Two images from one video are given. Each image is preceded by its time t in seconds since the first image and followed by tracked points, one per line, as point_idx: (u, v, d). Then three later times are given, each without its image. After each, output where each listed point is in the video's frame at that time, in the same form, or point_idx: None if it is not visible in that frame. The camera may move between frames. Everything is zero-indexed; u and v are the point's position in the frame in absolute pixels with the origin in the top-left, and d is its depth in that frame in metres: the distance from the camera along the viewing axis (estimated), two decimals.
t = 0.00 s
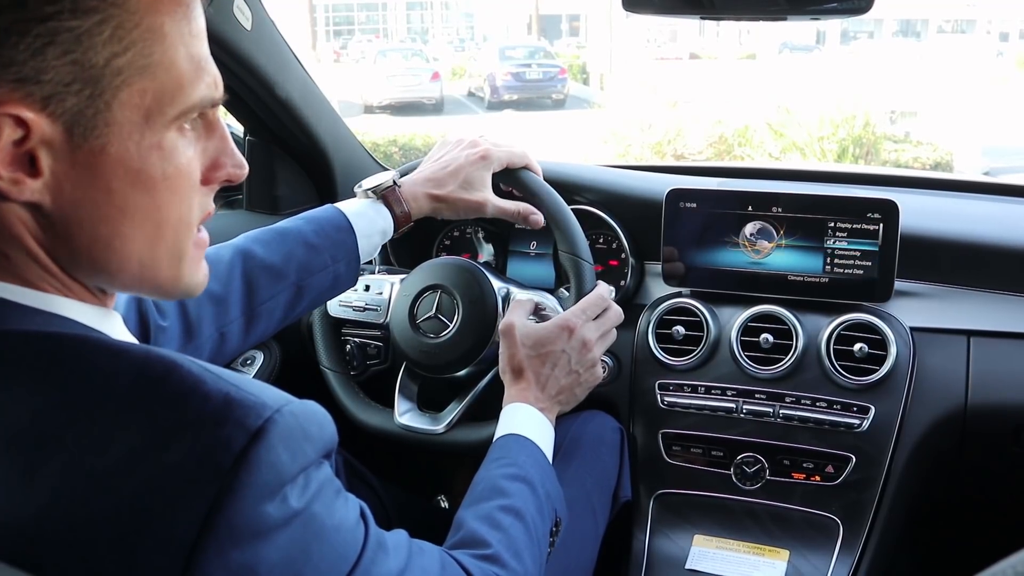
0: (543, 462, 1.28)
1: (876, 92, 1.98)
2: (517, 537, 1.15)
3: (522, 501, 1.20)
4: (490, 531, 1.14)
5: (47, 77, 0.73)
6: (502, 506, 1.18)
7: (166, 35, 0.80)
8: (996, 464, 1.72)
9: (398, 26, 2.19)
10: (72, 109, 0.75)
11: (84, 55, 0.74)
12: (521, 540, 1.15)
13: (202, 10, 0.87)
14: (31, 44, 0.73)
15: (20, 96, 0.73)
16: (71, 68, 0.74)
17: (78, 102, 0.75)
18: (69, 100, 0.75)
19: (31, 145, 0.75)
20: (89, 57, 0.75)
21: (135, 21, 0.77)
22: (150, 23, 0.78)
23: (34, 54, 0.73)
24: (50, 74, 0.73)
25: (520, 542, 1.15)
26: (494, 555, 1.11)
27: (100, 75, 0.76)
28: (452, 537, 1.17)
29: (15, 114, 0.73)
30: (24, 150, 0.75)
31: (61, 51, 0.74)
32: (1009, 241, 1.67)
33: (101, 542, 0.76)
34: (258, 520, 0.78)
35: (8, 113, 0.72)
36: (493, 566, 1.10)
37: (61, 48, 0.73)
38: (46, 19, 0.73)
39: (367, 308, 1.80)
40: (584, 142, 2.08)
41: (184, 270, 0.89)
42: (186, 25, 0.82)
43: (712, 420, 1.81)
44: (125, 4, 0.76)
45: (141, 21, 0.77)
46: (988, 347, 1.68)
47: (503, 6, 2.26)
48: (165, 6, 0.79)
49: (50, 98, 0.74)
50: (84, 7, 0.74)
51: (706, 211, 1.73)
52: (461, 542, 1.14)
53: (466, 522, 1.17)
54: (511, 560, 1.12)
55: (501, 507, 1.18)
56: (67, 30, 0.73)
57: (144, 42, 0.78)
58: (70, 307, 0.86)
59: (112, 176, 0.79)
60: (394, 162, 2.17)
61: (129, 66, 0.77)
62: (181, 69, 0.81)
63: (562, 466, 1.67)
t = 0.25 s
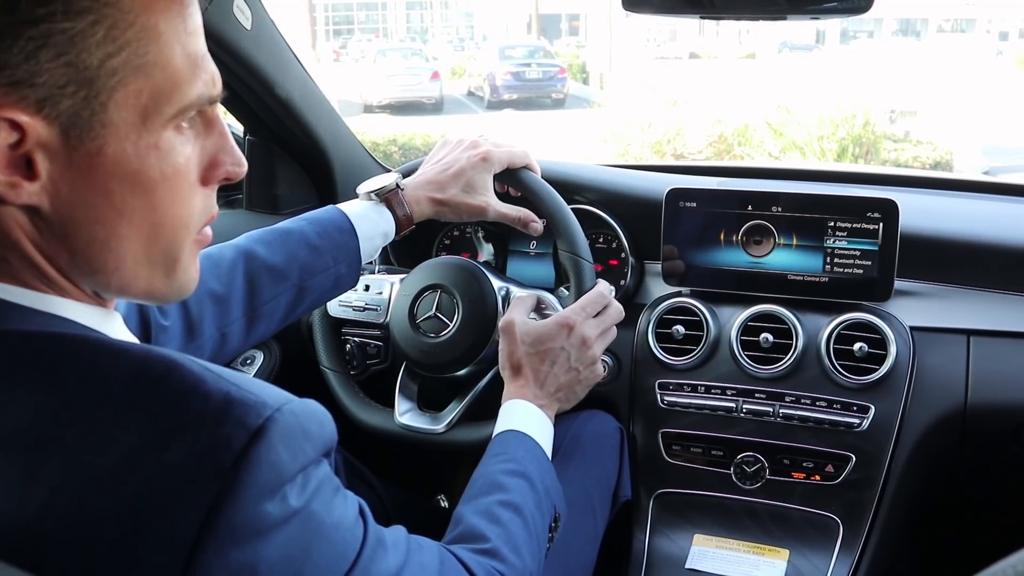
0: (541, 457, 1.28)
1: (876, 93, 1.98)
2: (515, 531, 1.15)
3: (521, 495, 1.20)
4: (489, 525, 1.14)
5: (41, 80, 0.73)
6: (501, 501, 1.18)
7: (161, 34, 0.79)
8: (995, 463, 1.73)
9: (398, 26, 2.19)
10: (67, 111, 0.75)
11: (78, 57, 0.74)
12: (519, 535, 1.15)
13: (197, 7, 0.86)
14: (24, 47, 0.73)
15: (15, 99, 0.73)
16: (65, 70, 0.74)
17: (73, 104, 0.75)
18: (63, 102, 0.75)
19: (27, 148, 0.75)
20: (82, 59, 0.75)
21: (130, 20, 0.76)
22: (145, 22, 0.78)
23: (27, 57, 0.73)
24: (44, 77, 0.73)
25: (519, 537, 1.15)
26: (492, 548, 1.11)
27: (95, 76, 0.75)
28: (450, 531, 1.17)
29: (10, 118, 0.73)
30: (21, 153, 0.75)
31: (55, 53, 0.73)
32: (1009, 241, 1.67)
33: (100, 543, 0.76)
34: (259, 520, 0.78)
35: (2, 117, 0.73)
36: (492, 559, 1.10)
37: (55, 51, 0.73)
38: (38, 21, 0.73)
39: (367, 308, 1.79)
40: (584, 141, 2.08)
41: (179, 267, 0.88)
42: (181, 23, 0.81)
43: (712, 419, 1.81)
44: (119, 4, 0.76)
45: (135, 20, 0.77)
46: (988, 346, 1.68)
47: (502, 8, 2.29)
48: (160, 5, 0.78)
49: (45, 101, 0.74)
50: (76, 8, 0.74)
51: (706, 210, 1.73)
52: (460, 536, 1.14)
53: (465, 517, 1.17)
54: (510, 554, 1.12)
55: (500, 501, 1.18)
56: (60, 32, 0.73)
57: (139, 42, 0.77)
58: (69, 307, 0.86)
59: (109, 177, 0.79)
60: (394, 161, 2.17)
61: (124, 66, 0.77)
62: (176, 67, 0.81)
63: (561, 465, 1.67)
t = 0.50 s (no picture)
0: (542, 460, 1.28)
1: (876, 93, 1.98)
2: (516, 536, 1.15)
3: (521, 499, 1.20)
4: (490, 530, 1.14)
5: (37, 77, 0.73)
6: (501, 505, 1.18)
7: (156, 30, 0.79)
8: (995, 463, 1.73)
9: (398, 26, 2.19)
10: (63, 108, 0.75)
11: (73, 54, 0.74)
12: (520, 539, 1.15)
13: (192, 4, 0.86)
14: (19, 44, 0.73)
15: (11, 96, 0.73)
16: (61, 67, 0.74)
17: (70, 101, 0.75)
18: (60, 99, 0.75)
19: (24, 145, 0.75)
20: (77, 55, 0.74)
21: (124, 16, 0.76)
22: (139, 18, 0.77)
23: (22, 55, 0.73)
24: (40, 74, 0.73)
25: (520, 542, 1.15)
26: (493, 554, 1.11)
27: (90, 72, 0.75)
28: (450, 535, 1.16)
29: (6, 115, 0.73)
30: (18, 151, 0.75)
31: (50, 50, 0.73)
32: (1009, 240, 1.68)
33: (99, 541, 0.76)
34: (259, 518, 0.78)
35: None
36: (494, 565, 1.10)
37: (50, 47, 0.73)
38: (33, 18, 0.72)
39: (366, 307, 1.79)
40: (584, 140, 2.08)
41: (183, 264, 0.88)
42: (175, 18, 0.81)
43: (712, 419, 1.81)
44: (114, 1, 0.76)
45: (129, 17, 0.77)
46: (988, 346, 1.68)
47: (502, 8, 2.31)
48: (154, 1, 0.78)
49: (41, 98, 0.74)
50: (70, 4, 0.73)
51: (706, 210, 1.72)
52: (460, 541, 1.14)
53: (465, 521, 1.16)
54: (510, 559, 1.12)
55: (499, 506, 1.18)
56: (55, 29, 0.73)
57: (134, 38, 0.77)
58: (68, 306, 0.86)
59: (107, 173, 0.79)
60: (393, 161, 2.17)
61: (119, 62, 0.77)
62: (171, 62, 0.81)
63: (561, 465, 1.67)
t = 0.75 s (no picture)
0: (541, 455, 1.28)
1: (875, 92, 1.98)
2: (514, 530, 1.15)
3: (520, 493, 1.20)
4: (488, 524, 1.14)
5: (38, 77, 0.73)
6: (499, 499, 1.18)
7: (157, 31, 0.79)
8: (995, 462, 1.72)
9: (398, 26, 2.22)
10: (64, 109, 0.75)
11: (75, 55, 0.74)
12: (518, 533, 1.15)
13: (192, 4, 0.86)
14: (20, 45, 0.72)
15: (12, 96, 0.73)
16: (62, 68, 0.74)
17: (70, 102, 0.75)
18: (60, 100, 0.75)
19: (25, 145, 0.75)
20: (79, 56, 0.74)
21: (125, 17, 0.76)
22: (140, 19, 0.77)
23: (23, 55, 0.73)
24: (41, 75, 0.73)
25: (517, 536, 1.15)
26: (490, 547, 1.11)
27: (91, 73, 0.75)
28: (449, 529, 1.16)
29: (7, 115, 0.73)
30: (18, 151, 0.75)
31: (51, 50, 0.73)
32: (1009, 240, 1.68)
33: (100, 539, 0.76)
34: (257, 517, 0.78)
35: None
36: (490, 557, 1.10)
37: (51, 48, 0.73)
38: (34, 18, 0.72)
39: (366, 307, 1.79)
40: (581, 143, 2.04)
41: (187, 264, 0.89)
42: (177, 20, 0.81)
43: (712, 418, 1.81)
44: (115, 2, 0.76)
45: (130, 18, 0.77)
46: (987, 345, 1.68)
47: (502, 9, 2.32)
48: (154, 2, 0.78)
49: (41, 99, 0.74)
50: (72, 6, 0.73)
51: (706, 210, 1.72)
52: (458, 535, 1.14)
53: (462, 515, 1.16)
54: (508, 553, 1.12)
55: (497, 500, 1.18)
56: (56, 30, 0.73)
57: (134, 39, 0.77)
58: (68, 306, 0.86)
59: (107, 173, 0.79)
60: (393, 160, 2.17)
61: (120, 64, 0.77)
62: (172, 63, 0.81)
63: (561, 463, 1.67)
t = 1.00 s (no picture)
0: (541, 458, 1.28)
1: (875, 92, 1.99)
2: (514, 533, 1.15)
3: (519, 497, 1.20)
4: (488, 527, 1.14)
5: (40, 77, 0.73)
6: (499, 503, 1.18)
7: (157, 30, 0.79)
8: (995, 462, 1.72)
9: (398, 26, 2.24)
10: (66, 108, 0.75)
11: (76, 54, 0.74)
12: (518, 537, 1.15)
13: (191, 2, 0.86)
14: (22, 44, 0.72)
15: (14, 96, 0.73)
16: (64, 67, 0.74)
17: (72, 101, 0.75)
18: (62, 99, 0.75)
19: (27, 145, 0.75)
20: (80, 55, 0.74)
21: (126, 16, 0.76)
22: (140, 17, 0.77)
23: (25, 55, 0.72)
24: (43, 74, 0.73)
25: (518, 539, 1.15)
26: (490, 551, 1.11)
27: (92, 73, 0.75)
28: (449, 533, 1.16)
29: (10, 115, 0.73)
30: (20, 150, 0.75)
31: (52, 50, 0.73)
32: (1008, 239, 1.68)
33: (100, 539, 0.76)
34: (257, 517, 0.78)
35: (2, 115, 0.73)
36: (491, 562, 1.10)
37: (52, 47, 0.73)
38: (34, 18, 0.72)
39: (366, 306, 1.79)
40: (581, 142, 2.05)
41: (178, 264, 0.89)
42: (176, 17, 0.81)
43: (712, 418, 1.81)
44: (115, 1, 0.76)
45: (130, 16, 0.77)
46: (987, 345, 1.68)
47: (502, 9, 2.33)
48: None
49: (44, 98, 0.74)
50: (73, 4, 0.73)
51: (705, 210, 1.72)
52: (458, 538, 1.14)
53: (463, 518, 1.16)
54: (508, 557, 1.12)
55: (497, 503, 1.18)
56: (56, 29, 0.73)
57: (135, 37, 0.77)
58: (68, 306, 0.86)
59: (108, 172, 0.79)
60: (393, 160, 2.17)
61: (121, 62, 0.77)
62: (172, 61, 0.81)
63: (561, 464, 1.67)
